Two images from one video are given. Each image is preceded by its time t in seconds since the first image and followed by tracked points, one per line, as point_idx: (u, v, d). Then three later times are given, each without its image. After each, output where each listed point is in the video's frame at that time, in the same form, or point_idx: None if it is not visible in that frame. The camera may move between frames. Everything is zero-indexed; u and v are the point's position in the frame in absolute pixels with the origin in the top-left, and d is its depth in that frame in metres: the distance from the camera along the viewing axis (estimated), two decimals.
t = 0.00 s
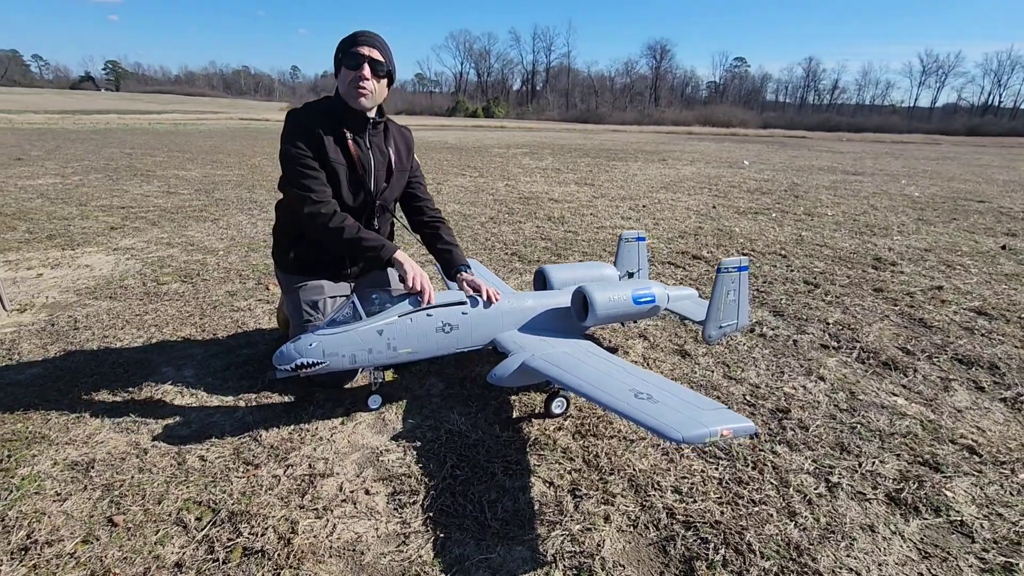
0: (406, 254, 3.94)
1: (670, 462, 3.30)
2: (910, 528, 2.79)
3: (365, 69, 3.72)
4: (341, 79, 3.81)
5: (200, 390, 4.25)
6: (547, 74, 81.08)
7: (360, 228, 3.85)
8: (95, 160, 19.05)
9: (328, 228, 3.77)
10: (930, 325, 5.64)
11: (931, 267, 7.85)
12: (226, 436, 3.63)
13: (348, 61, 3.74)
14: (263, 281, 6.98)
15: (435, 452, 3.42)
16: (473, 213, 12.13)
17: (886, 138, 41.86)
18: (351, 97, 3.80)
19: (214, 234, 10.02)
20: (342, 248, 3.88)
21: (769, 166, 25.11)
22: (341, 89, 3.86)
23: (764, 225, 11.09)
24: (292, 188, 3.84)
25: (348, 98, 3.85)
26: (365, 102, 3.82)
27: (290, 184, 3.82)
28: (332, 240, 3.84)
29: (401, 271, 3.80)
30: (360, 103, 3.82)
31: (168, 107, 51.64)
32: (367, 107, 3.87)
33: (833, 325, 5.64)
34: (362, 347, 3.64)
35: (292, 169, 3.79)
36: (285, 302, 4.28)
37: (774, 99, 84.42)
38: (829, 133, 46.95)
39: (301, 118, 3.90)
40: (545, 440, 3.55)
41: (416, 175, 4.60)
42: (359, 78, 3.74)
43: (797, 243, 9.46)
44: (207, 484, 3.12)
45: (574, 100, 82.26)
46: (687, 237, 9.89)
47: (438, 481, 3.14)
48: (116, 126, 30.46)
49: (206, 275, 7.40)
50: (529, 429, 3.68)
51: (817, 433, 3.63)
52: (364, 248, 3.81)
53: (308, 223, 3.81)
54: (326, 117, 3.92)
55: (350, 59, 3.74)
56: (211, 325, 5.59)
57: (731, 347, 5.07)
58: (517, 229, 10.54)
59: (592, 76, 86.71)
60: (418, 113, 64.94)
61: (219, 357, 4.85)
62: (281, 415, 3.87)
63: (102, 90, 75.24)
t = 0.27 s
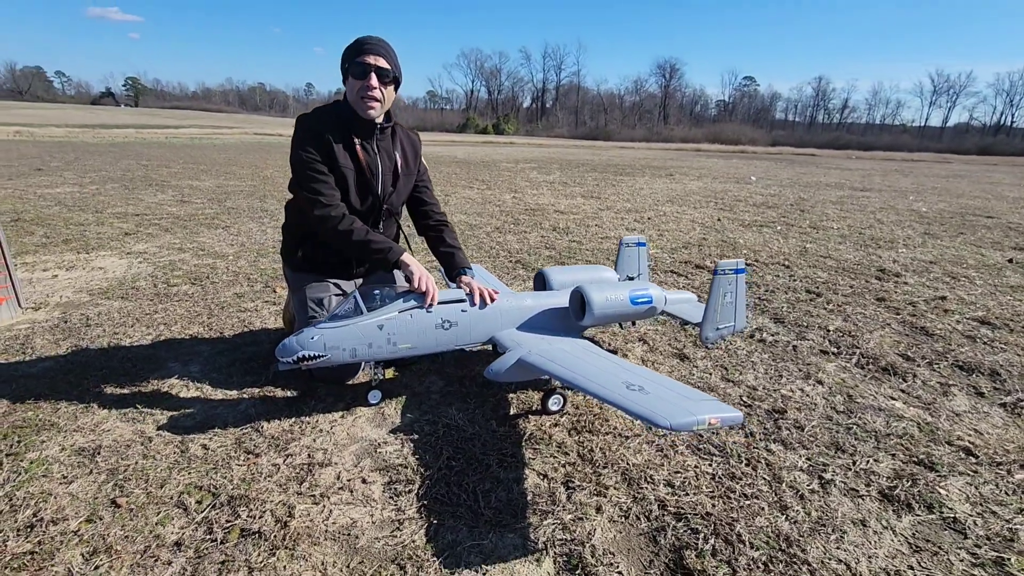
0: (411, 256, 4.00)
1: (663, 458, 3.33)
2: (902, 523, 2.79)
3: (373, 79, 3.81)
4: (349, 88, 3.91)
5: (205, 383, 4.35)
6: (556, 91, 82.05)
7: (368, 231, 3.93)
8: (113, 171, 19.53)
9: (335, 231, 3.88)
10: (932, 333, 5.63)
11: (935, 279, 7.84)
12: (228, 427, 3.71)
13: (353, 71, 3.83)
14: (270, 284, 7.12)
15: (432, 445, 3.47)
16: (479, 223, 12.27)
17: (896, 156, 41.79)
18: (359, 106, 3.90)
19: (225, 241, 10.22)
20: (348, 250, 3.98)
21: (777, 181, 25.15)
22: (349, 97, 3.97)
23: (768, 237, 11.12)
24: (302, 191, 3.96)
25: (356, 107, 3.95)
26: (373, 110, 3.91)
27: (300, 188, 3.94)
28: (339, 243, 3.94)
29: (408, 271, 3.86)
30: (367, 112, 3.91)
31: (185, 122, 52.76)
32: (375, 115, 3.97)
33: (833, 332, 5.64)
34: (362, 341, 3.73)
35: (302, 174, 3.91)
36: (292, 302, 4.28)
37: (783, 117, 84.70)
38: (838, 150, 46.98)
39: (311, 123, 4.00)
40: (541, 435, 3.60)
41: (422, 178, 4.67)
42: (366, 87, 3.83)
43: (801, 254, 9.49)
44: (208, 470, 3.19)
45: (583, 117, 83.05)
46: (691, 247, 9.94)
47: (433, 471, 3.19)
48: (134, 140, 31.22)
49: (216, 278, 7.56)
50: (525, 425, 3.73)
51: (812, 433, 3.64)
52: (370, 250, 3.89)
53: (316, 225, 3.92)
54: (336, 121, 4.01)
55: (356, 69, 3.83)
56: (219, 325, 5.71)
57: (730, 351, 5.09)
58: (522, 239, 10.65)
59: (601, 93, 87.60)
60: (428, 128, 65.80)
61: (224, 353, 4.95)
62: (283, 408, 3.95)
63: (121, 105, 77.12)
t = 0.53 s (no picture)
0: (405, 250, 4.14)
1: (649, 449, 3.39)
2: (881, 513, 2.82)
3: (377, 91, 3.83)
4: (353, 95, 3.93)
5: (204, 374, 4.44)
6: (563, 106, 82.87)
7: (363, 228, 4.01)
8: (124, 178, 19.91)
9: (332, 229, 3.95)
10: (925, 339, 5.66)
11: (932, 289, 7.86)
12: (225, 413, 3.79)
13: (358, 80, 3.83)
14: (273, 284, 7.25)
15: (423, 433, 3.55)
16: (481, 231, 12.41)
17: (901, 173, 41.83)
18: (362, 115, 3.94)
19: (230, 244, 10.40)
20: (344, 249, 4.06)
21: (780, 196, 25.23)
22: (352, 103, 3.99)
23: (768, 248, 11.19)
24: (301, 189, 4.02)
25: (359, 113, 3.98)
26: (376, 119, 3.96)
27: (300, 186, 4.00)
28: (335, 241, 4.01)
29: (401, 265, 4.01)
30: (370, 120, 3.95)
31: (197, 133, 53.56)
32: (378, 124, 4.01)
33: (826, 336, 5.69)
34: (356, 332, 3.83)
35: (302, 173, 3.96)
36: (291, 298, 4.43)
37: (788, 134, 85.05)
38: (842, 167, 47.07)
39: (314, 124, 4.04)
40: (529, 426, 3.66)
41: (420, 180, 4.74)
42: (370, 98, 3.86)
43: (799, 264, 9.54)
44: (203, 452, 3.27)
45: (589, 132, 83.74)
46: (690, 256, 10.02)
47: (422, 458, 3.26)
48: (147, 149, 31.82)
49: (220, 278, 7.70)
50: (514, 416, 3.79)
51: (797, 429, 3.69)
52: (365, 247, 3.98)
53: (314, 224, 3.98)
54: (339, 123, 4.06)
55: (361, 78, 3.83)
56: (220, 321, 5.83)
57: (722, 353, 5.14)
58: (523, 246, 10.76)
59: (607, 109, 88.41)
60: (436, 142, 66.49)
61: (224, 347, 5.06)
62: (279, 398, 4.04)
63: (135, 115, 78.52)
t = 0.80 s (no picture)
0: (408, 247, 4.17)
1: (647, 443, 3.41)
2: (878, 507, 2.83)
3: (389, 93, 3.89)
4: (365, 96, 3.99)
5: (209, 366, 4.50)
6: (569, 117, 83.34)
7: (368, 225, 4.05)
8: (134, 182, 20.17)
9: (337, 225, 3.98)
10: (926, 343, 5.67)
11: (935, 296, 7.86)
12: (229, 404, 3.85)
13: (370, 80, 3.89)
14: (278, 283, 7.33)
15: (423, 425, 3.59)
16: (486, 236, 12.49)
17: (907, 186, 41.77)
18: (373, 115, 4.00)
19: (237, 245, 10.52)
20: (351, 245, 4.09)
21: (784, 206, 25.25)
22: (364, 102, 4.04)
23: (771, 256, 11.20)
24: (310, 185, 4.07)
25: (370, 112, 4.04)
26: (387, 119, 4.02)
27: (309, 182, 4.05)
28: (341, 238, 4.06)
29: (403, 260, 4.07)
30: (381, 120, 4.02)
31: (206, 139, 54.23)
32: (389, 124, 4.07)
33: (827, 339, 5.70)
34: (360, 325, 3.88)
35: (311, 169, 4.01)
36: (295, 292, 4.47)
37: (794, 146, 85.11)
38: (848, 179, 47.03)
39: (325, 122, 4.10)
40: (529, 420, 3.70)
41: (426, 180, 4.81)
42: (381, 99, 3.92)
43: (802, 271, 9.56)
44: (207, 439, 3.32)
45: (595, 143, 84.11)
46: (693, 262, 10.05)
47: (422, 448, 3.30)
48: (157, 156, 32.21)
49: (226, 277, 7.79)
50: (514, 411, 3.83)
51: (796, 426, 3.70)
52: (371, 244, 4.02)
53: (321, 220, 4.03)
54: (350, 122, 4.12)
55: (373, 80, 3.88)
56: (226, 317, 5.90)
57: (723, 354, 5.17)
58: (526, 251, 10.83)
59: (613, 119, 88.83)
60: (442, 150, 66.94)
61: (230, 342, 5.12)
62: (282, 390, 4.09)
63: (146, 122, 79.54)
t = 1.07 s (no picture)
0: (412, 245, 4.19)
1: (646, 439, 3.43)
2: (876, 503, 2.83)
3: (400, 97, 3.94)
4: (375, 99, 4.04)
5: (215, 362, 4.57)
6: (576, 120, 83.40)
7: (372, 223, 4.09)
8: (146, 185, 20.45)
9: (342, 223, 4.02)
10: (931, 343, 5.63)
11: (943, 297, 7.79)
12: (234, 398, 3.91)
13: (381, 84, 3.94)
14: (285, 283, 7.41)
15: (425, 420, 3.63)
16: (491, 238, 12.54)
17: (918, 189, 41.38)
18: (384, 118, 4.06)
19: (245, 246, 10.64)
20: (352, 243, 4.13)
21: (792, 209, 25.12)
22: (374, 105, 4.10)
23: (776, 257, 11.17)
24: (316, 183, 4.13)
25: (379, 115, 4.10)
26: (397, 122, 4.09)
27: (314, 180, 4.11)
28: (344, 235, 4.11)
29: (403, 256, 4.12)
30: (391, 124, 4.08)
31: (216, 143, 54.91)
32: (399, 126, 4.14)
33: (830, 339, 5.69)
34: (363, 321, 3.93)
35: (318, 168, 4.06)
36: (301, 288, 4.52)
37: (803, 149, 84.61)
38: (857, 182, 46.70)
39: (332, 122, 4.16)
40: (530, 416, 3.72)
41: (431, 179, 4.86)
42: (392, 103, 3.99)
43: (808, 272, 9.51)
44: (212, 432, 3.38)
45: (602, 146, 84.11)
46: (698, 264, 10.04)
47: (423, 442, 3.34)
48: (168, 160, 32.59)
49: (234, 276, 7.89)
50: (515, 407, 3.86)
51: (796, 423, 3.70)
52: (375, 242, 4.06)
53: (326, 218, 4.08)
54: (357, 122, 4.18)
55: (384, 84, 3.94)
56: (233, 315, 5.98)
57: (725, 353, 5.17)
58: (532, 252, 10.87)
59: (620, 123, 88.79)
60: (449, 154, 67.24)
61: (236, 339, 5.20)
62: (287, 385, 4.15)
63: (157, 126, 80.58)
